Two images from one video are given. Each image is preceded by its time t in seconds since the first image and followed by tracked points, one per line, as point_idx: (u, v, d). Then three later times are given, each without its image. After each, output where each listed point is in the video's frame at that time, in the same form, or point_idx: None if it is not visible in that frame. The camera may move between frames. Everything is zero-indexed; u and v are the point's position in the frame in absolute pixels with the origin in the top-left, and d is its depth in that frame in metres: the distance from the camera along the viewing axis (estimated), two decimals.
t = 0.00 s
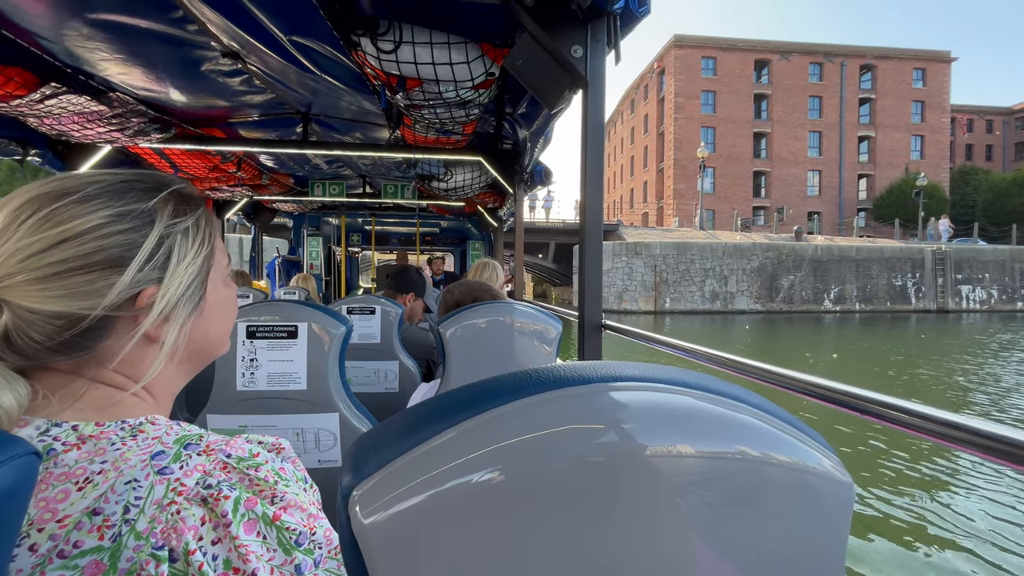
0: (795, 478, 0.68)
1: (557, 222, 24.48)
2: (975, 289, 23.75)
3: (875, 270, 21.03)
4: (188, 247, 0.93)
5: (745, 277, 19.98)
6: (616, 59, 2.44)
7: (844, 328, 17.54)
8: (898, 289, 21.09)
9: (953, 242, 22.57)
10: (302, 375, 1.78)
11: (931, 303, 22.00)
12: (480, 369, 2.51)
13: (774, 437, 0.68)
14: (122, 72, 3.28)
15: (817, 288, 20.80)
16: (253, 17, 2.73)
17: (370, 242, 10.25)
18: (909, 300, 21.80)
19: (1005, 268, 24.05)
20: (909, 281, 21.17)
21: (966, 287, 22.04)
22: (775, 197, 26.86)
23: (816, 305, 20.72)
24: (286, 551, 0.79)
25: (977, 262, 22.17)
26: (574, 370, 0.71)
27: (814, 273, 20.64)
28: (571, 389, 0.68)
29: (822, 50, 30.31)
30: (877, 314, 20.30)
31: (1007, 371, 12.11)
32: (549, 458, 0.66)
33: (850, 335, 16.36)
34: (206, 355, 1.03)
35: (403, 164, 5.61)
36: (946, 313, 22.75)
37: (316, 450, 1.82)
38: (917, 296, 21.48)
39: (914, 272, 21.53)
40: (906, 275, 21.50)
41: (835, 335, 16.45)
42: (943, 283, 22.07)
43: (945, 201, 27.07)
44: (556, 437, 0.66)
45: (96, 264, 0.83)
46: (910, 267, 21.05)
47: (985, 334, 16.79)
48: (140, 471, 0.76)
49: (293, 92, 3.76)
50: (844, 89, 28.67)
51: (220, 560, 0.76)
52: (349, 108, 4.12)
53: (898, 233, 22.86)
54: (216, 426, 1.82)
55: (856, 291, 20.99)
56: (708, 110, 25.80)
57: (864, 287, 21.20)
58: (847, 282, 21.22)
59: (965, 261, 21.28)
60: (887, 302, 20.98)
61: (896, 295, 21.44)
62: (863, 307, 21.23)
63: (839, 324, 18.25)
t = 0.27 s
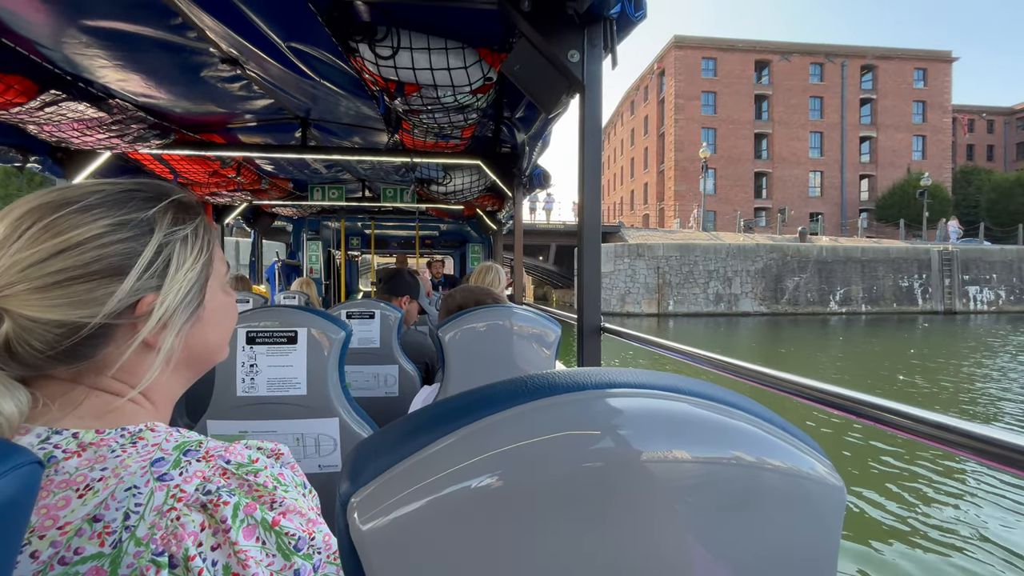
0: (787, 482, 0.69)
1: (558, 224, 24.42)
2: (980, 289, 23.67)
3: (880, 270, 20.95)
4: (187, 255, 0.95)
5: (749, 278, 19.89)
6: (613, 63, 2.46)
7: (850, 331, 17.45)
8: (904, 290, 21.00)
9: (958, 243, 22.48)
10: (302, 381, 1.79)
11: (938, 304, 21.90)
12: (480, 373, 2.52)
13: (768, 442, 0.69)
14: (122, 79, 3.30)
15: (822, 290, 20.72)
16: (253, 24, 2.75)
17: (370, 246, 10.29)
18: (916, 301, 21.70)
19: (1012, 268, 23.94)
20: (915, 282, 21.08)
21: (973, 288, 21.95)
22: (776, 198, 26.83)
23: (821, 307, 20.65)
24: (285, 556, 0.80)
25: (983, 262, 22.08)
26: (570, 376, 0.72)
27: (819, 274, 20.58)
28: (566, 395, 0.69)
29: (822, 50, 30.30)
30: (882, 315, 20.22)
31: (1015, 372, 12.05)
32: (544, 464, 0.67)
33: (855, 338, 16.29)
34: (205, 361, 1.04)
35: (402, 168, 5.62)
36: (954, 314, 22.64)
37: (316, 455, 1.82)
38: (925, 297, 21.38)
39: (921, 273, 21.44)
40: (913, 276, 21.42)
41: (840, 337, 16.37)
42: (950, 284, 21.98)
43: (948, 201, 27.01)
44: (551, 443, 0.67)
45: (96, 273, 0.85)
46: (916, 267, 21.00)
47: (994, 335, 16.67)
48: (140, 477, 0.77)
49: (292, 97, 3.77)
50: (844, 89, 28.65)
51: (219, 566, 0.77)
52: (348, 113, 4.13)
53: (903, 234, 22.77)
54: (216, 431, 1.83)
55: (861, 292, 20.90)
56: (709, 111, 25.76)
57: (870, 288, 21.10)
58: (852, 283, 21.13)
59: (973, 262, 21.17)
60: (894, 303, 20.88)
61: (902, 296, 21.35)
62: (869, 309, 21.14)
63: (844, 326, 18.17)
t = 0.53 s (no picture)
0: (790, 481, 0.69)
1: (560, 226, 24.34)
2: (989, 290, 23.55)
3: (889, 271, 20.80)
4: (189, 260, 0.95)
5: (755, 280, 19.77)
6: (611, 67, 2.46)
7: (859, 333, 17.33)
8: (913, 291, 20.86)
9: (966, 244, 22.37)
10: (305, 385, 1.80)
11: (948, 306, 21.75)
12: (482, 376, 2.52)
13: (768, 442, 0.70)
14: (123, 87, 3.33)
15: (829, 291, 20.58)
16: (253, 31, 2.76)
17: (371, 250, 10.31)
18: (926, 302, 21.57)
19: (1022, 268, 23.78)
20: (924, 283, 20.96)
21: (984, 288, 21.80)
22: (779, 200, 26.78)
23: (828, 308, 20.51)
24: (288, 561, 0.80)
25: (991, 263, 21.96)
26: (571, 377, 0.73)
27: (826, 276, 20.42)
28: (567, 397, 0.69)
29: (823, 50, 30.27)
30: (891, 317, 20.10)
31: None
32: (547, 464, 0.67)
33: (864, 340, 16.18)
34: (207, 366, 1.05)
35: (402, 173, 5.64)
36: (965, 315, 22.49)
37: (319, 459, 1.84)
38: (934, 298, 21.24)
39: (929, 273, 21.32)
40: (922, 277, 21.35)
41: (847, 339, 16.27)
42: (959, 285, 21.84)
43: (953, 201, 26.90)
44: (552, 444, 0.67)
45: (100, 279, 0.85)
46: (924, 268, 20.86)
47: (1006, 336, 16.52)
48: (144, 483, 0.78)
49: (292, 103, 3.79)
50: (846, 89, 28.62)
51: (223, 570, 0.77)
52: (348, 118, 4.14)
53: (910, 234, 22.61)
54: (219, 437, 1.84)
55: (870, 293, 20.79)
56: (711, 113, 25.70)
57: (879, 289, 20.95)
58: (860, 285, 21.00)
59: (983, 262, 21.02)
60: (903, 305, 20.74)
61: (911, 297, 21.20)
62: (877, 310, 20.99)
63: (852, 328, 18.05)
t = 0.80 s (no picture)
0: (783, 489, 0.70)
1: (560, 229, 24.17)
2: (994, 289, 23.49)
3: (894, 272, 20.94)
4: (184, 269, 0.96)
5: (759, 282, 19.64)
6: (606, 72, 2.48)
7: (865, 335, 17.22)
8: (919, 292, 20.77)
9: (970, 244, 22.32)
10: (302, 393, 1.80)
11: (956, 306, 21.66)
12: (480, 382, 2.53)
13: (760, 449, 0.70)
14: (120, 95, 3.34)
15: (834, 293, 20.43)
16: (249, 39, 2.77)
17: (369, 255, 10.31)
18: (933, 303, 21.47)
19: None
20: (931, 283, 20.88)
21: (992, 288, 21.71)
22: (780, 201, 26.70)
23: (834, 310, 20.36)
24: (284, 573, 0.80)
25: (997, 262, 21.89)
26: (563, 387, 0.73)
27: (831, 277, 20.30)
28: (559, 406, 0.70)
29: (821, 51, 30.26)
30: (896, 318, 20.00)
31: None
32: (540, 474, 0.68)
33: (870, 342, 16.08)
34: (204, 376, 1.05)
35: (400, 178, 5.65)
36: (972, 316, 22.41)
37: (317, 467, 1.84)
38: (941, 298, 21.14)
39: (935, 274, 21.24)
40: (928, 277, 21.50)
41: (853, 341, 16.16)
42: (966, 285, 21.76)
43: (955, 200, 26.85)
44: (544, 454, 0.68)
45: (94, 291, 0.86)
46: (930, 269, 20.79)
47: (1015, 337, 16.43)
48: (138, 498, 0.78)
49: (289, 109, 3.79)
50: (846, 90, 28.60)
51: None
52: (345, 124, 4.15)
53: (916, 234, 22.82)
54: (217, 445, 1.84)
55: (875, 294, 20.69)
56: (710, 114, 25.60)
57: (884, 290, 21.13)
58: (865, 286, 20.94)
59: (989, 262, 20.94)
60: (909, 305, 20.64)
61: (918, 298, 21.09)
62: (883, 311, 20.88)
63: (857, 330, 17.93)
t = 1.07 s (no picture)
0: (775, 486, 0.72)
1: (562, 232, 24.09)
2: (999, 289, 23.44)
3: (901, 273, 20.96)
4: (192, 276, 0.99)
5: (764, 284, 19.54)
6: (602, 79, 2.51)
7: (871, 337, 17.14)
8: (926, 293, 20.70)
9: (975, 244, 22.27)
10: (304, 398, 1.82)
11: (964, 308, 21.56)
12: (480, 385, 2.54)
13: (752, 449, 0.72)
14: (121, 104, 3.37)
15: (840, 294, 20.35)
16: (248, 48, 2.79)
17: (369, 259, 10.33)
18: (940, 305, 21.42)
19: None
20: (939, 285, 20.82)
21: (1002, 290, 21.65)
22: (781, 202, 26.69)
23: (840, 312, 20.27)
24: None
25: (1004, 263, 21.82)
26: (561, 390, 0.76)
27: (837, 278, 20.22)
28: (556, 407, 0.72)
29: (822, 52, 30.28)
30: (903, 320, 19.92)
31: None
32: (539, 473, 0.70)
33: (877, 344, 15.99)
34: (210, 382, 1.07)
35: (399, 183, 5.68)
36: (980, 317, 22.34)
37: (319, 471, 1.85)
38: (948, 300, 21.08)
39: (943, 275, 21.20)
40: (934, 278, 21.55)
41: (859, 343, 16.09)
42: (974, 286, 21.69)
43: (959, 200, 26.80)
44: (542, 453, 0.70)
45: (106, 299, 0.88)
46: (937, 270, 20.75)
47: None
48: (147, 503, 0.81)
49: (288, 116, 3.82)
50: (846, 90, 28.62)
51: None
52: (345, 130, 4.18)
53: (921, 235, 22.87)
54: (220, 450, 1.86)
55: (882, 295, 20.63)
56: (710, 115, 25.57)
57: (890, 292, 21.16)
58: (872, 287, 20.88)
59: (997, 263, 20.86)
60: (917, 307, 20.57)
61: (925, 299, 21.00)
62: (890, 313, 20.82)
63: (864, 333, 17.84)
